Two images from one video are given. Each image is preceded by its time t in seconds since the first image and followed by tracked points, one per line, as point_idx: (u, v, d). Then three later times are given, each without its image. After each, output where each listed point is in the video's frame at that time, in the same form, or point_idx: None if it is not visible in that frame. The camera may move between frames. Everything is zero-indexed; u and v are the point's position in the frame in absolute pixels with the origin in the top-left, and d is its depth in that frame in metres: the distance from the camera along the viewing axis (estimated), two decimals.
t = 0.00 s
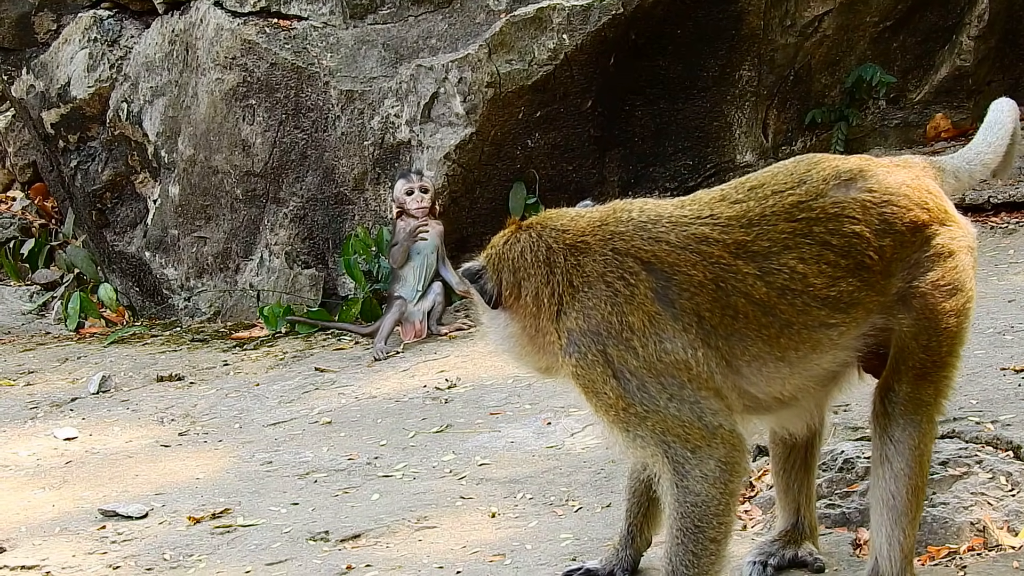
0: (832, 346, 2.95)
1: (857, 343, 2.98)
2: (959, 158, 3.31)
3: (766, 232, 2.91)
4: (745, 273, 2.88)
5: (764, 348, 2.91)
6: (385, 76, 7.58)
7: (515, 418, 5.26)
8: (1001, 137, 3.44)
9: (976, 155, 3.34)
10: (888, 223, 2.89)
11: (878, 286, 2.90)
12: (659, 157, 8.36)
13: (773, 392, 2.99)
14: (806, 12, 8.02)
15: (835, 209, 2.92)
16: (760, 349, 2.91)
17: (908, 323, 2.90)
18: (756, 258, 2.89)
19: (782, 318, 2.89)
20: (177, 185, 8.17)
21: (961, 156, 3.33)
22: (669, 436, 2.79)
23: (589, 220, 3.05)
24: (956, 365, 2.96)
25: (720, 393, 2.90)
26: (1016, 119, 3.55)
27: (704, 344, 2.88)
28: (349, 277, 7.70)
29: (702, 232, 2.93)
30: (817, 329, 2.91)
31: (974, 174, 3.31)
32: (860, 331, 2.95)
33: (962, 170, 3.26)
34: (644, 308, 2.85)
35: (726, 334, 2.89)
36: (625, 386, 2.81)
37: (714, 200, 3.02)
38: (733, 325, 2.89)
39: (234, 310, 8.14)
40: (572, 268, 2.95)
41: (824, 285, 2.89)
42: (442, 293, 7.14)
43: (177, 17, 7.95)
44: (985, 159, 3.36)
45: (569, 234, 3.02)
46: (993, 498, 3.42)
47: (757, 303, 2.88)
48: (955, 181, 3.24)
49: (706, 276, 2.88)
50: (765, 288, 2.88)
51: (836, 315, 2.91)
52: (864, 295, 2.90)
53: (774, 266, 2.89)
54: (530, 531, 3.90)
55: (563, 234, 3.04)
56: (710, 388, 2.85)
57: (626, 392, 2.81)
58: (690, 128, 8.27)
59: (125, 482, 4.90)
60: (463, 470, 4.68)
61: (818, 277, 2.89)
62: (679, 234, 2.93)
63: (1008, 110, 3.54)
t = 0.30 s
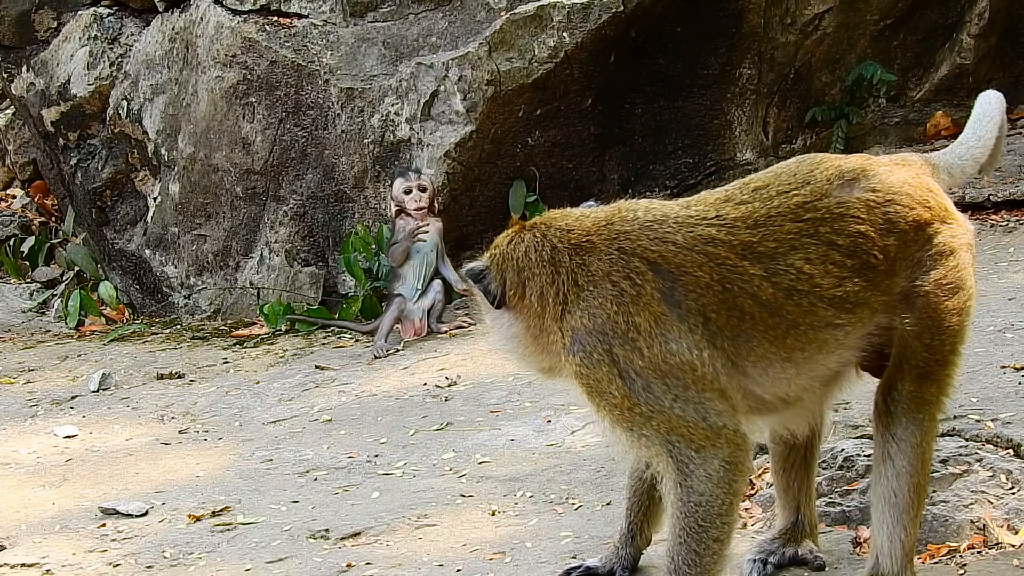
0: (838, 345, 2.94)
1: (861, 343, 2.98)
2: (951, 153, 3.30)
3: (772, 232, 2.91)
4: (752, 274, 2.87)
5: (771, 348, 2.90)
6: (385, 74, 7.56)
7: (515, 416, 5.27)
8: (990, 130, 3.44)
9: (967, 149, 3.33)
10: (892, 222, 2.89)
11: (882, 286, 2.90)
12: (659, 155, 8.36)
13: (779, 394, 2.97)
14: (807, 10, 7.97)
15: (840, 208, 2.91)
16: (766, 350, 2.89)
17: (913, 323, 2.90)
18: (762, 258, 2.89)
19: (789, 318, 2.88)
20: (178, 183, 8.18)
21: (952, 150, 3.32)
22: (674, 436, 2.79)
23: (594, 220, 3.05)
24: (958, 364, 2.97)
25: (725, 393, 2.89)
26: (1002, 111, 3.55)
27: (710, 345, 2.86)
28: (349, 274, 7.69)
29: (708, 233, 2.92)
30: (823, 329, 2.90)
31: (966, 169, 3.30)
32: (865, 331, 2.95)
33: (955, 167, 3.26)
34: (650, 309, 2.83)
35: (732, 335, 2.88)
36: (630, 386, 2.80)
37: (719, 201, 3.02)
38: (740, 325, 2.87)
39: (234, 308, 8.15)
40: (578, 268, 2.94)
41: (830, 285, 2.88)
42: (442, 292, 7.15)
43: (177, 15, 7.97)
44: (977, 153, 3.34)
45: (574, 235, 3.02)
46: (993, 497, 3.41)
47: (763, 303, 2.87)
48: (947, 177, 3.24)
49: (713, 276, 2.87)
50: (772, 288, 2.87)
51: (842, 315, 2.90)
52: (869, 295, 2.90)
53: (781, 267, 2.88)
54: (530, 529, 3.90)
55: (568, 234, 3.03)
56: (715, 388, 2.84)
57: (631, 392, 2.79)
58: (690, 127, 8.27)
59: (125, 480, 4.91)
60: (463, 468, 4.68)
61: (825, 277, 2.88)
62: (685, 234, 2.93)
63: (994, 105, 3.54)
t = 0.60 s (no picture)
0: (841, 345, 2.94)
1: (864, 343, 2.98)
2: (945, 151, 3.30)
3: (775, 232, 2.91)
4: (754, 274, 2.87)
5: (774, 348, 2.89)
6: (385, 72, 7.56)
7: (516, 414, 5.27)
8: (980, 127, 3.43)
9: (960, 147, 3.32)
10: (894, 221, 2.90)
11: (885, 285, 2.91)
12: (659, 153, 8.36)
13: (782, 393, 2.97)
14: (807, 8, 8.01)
15: (843, 208, 2.92)
16: (769, 350, 2.89)
17: (915, 322, 2.90)
18: (765, 259, 2.89)
19: (791, 317, 2.88)
20: (179, 181, 8.19)
21: (946, 149, 3.32)
22: (675, 435, 2.79)
23: (597, 220, 3.05)
24: (959, 363, 2.97)
25: (728, 393, 2.89)
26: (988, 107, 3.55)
27: (713, 344, 2.86)
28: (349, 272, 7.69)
29: (711, 233, 2.93)
30: (826, 329, 2.90)
31: (961, 167, 3.30)
32: (867, 330, 2.95)
33: (951, 164, 3.27)
34: (652, 308, 2.83)
35: (735, 335, 2.88)
36: (632, 386, 2.80)
37: (721, 202, 3.02)
38: (742, 325, 2.87)
39: (235, 306, 8.17)
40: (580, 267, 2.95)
41: (833, 285, 2.88)
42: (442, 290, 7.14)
43: (177, 13, 7.97)
44: (970, 151, 3.33)
45: (576, 235, 3.02)
46: (993, 495, 3.42)
47: (766, 303, 2.87)
48: (945, 175, 3.26)
49: (715, 276, 2.87)
50: (775, 288, 2.87)
51: (845, 315, 2.90)
52: (872, 295, 2.90)
53: (784, 267, 2.88)
54: (530, 528, 3.91)
55: (571, 234, 3.04)
56: (716, 388, 2.84)
57: (633, 392, 2.79)
58: (691, 125, 8.27)
59: (125, 478, 4.91)
60: (463, 466, 4.68)
61: (828, 277, 2.88)
62: (688, 235, 2.93)
63: (981, 100, 3.54)
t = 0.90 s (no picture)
0: (842, 345, 2.94)
1: (865, 342, 2.97)
2: (946, 149, 3.30)
3: (775, 232, 2.91)
4: (755, 273, 2.87)
5: (775, 347, 2.89)
6: (386, 70, 7.56)
7: (517, 412, 5.26)
8: (981, 126, 3.43)
9: (961, 146, 3.31)
10: (896, 220, 2.89)
11: (886, 284, 2.90)
12: (660, 151, 8.36)
13: (785, 392, 2.97)
14: (808, 6, 8.00)
15: (843, 207, 2.92)
16: (770, 349, 2.89)
17: (916, 320, 2.89)
18: (766, 258, 2.89)
19: (791, 316, 2.88)
20: (179, 179, 8.19)
21: (947, 148, 3.31)
22: (675, 435, 2.79)
23: (597, 219, 3.05)
24: (960, 361, 2.97)
25: (729, 392, 2.88)
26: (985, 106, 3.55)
27: (713, 344, 2.86)
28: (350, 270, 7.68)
29: (711, 233, 2.93)
30: (827, 328, 2.90)
31: (964, 165, 3.30)
32: (868, 329, 2.95)
33: (953, 162, 3.27)
34: (652, 308, 2.83)
35: (735, 334, 2.88)
36: (632, 385, 2.80)
37: (722, 202, 3.02)
38: (742, 324, 2.87)
39: (235, 304, 8.16)
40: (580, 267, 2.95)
41: (834, 284, 2.87)
42: (443, 288, 7.11)
43: (178, 11, 7.97)
44: (971, 150, 3.32)
45: (577, 235, 3.02)
46: (994, 493, 3.42)
47: (767, 303, 2.87)
48: (946, 174, 3.26)
49: (716, 275, 2.87)
50: (776, 288, 2.87)
51: (846, 314, 2.90)
52: (873, 293, 2.90)
53: (784, 266, 2.88)
54: (530, 525, 3.91)
55: (571, 234, 3.04)
56: (716, 387, 2.84)
57: (632, 391, 2.79)
58: (692, 123, 8.28)
59: (126, 476, 4.91)
60: (463, 464, 4.69)
61: (829, 275, 2.87)
62: (689, 235, 2.93)
63: (978, 99, 3.53)
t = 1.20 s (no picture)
0: (842, 343, 2.94)
1: (865, 340, 2.97)
2: (952, 146, 3.30)
3: (775, 230, 2.91)
4: (755, 273, 2.87)
5: (775, 346, 2.90)
6: (387, 68, 7.56)
7: (517, 410, 5.26)
8: (988, 123, 3.44)
9: (968, 142, 3.31)
10: (897, 219, 2.89)
11: (887, 282, 2.90)
12: (660, 149, 8.36)
13: (785, 390, 2.97)
14: (808, 4, 7.96)
15: (843, 205, 2.91)
16: (770, 348, 2.89)
17: (918, 318, 2.89)
18: (766, 257, 2.89)
19: (791, 315, 2.88)
20: (180, 177, 8.19)
21: (954, 145, 3.31)
22: (676, 434, 2.79)
23: (597, 218, 3.05)
24: (961, 359, 2.97)
25: (730, 391, 2.88)
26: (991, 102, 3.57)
27: (713, 343, 2.86)
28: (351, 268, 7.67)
29: (711, 232, 2.93)
30: (828, 327, 2.90)
31: (969, 163, 3.29)
32: (868, 327, 2.95)
33: (957, 160, 3.26)
34: (651, 307, 2.83)
35: (735, 333, 2.88)
36: (632, 385, 2.80)
37: (722, 200, 3.02)
38: (742, 323, 2.88)
39: (236, 302, 8.18)
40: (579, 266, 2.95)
41: (835, 282, 2.87)
42: (444, 285, 7.11)
43: (179, 9, 7.96)
44: (978, 145, 3.33)
45: (577, 234, 3.02)
46: (995, 491, 3.43)
47: (767, 302, 2.87)
48: (951, 171, 3.25)
49: (715, 274, 2.87)
50: (776, 287, 2.87)
51: (846, 313, 2.90)
52: (873, 292, 2.90)
53: (784, 265, 2.88)
54: (530, 524, 3.91)
55: (572, 233, 3.04)
56: (717, 386, 2.84)
57: (632, 391, 2.80)
58: (692, 121, 8.28)
59: (126, 474, 4.91)
60: (464, 462, 4.69)
61: (830, 274, 2.87)
62: (689, 234, 2.93)
63: (985, 96, 3.54)
